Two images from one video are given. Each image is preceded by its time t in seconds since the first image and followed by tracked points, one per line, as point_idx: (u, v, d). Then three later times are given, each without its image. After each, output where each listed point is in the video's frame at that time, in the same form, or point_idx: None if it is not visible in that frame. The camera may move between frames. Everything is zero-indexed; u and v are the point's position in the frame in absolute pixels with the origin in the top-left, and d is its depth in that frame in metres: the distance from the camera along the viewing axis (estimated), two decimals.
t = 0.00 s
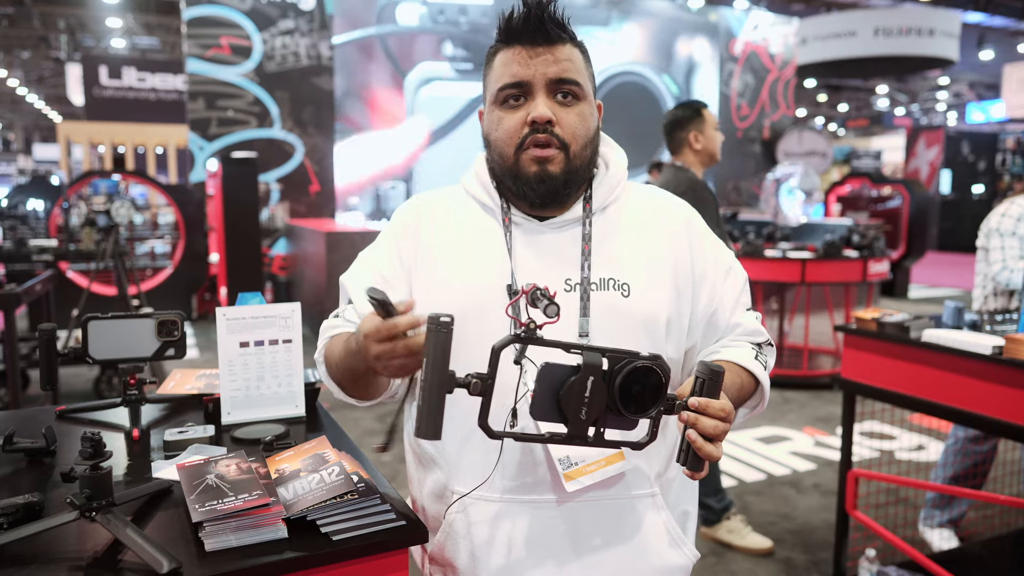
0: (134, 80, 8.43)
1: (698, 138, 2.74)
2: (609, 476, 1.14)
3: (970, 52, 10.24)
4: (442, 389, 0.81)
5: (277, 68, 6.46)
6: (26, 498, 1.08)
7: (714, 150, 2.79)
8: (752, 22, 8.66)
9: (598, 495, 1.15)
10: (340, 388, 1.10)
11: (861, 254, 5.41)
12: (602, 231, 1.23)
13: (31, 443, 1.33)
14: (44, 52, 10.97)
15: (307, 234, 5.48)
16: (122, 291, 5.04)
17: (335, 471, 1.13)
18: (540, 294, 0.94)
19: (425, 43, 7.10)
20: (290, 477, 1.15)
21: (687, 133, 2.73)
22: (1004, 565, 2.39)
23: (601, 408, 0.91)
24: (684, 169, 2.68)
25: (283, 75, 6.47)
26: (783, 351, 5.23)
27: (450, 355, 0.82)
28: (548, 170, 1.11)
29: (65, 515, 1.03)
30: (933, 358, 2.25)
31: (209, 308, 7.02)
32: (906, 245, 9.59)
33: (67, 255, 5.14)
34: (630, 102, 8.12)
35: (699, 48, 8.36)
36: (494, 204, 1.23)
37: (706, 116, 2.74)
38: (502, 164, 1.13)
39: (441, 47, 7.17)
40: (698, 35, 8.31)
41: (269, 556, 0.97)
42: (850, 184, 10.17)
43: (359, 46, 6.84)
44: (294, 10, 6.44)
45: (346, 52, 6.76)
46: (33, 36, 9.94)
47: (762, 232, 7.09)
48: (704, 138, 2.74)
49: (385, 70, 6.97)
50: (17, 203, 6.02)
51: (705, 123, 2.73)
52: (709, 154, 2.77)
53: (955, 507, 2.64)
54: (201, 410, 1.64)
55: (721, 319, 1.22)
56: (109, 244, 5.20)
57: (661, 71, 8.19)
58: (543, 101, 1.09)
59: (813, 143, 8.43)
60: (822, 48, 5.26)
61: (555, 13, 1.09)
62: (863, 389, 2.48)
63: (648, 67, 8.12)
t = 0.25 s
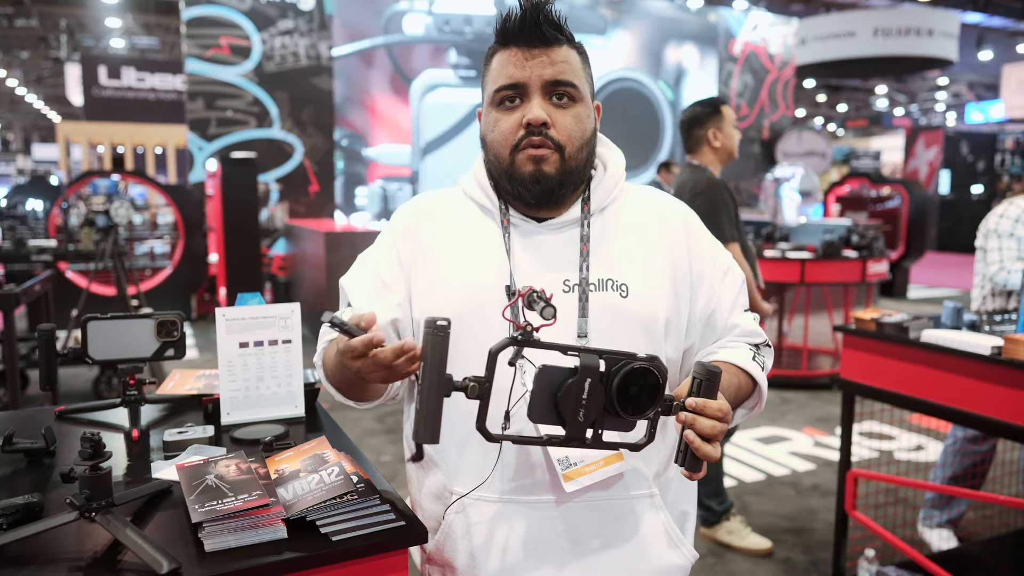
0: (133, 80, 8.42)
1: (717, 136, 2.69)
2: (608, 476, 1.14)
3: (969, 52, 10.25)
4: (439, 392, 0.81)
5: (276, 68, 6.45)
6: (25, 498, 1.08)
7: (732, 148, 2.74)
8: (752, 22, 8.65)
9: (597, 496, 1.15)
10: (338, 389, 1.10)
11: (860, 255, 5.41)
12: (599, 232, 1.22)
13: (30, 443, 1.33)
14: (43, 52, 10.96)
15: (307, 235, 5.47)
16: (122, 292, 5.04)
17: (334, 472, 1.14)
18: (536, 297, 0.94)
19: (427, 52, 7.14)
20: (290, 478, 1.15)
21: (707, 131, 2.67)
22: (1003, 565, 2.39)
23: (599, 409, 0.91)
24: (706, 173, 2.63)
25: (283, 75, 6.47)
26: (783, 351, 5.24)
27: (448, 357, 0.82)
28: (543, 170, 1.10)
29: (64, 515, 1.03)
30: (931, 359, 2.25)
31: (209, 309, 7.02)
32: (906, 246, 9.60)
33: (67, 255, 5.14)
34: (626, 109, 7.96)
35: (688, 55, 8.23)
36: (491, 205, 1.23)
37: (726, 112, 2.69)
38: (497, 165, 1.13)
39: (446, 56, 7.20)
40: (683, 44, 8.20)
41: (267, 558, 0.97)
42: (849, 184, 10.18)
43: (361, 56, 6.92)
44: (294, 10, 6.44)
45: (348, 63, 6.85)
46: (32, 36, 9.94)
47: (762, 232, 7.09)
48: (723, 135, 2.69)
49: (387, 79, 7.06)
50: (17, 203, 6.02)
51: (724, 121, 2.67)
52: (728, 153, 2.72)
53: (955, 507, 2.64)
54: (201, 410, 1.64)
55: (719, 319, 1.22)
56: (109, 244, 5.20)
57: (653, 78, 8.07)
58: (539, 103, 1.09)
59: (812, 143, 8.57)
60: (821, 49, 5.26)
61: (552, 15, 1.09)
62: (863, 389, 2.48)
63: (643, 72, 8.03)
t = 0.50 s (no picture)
0: (134, 80, 8.42)
1: (732, 138, 2.68)
2: (607, 477, 1.14)
3: (969, 53, 10.26)
4: (440, 391, 0.81)
5: (276, 68, 6.45)
6: (28, 498, 1.08)
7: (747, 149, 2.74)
8: (752, 22, 8.63)
9: (596, 496, 1.15)
10: (339, 391, 1.10)
11: (861, 255, 5.41)
12: (599, 234, 1.23)
13: (32, 443, 1.33)
14: (43, 52, 10.97)
15: (307, 235, 5.47)
16: (122, 292, 5.04)
17: (335, 472, 1.14)
18: (539, 297, 0.94)
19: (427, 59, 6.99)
20: (291, 477, 1.15)
21: (720, 132, 2.67)
22: (1003, 565, 2.39)
23: (599, 410, 0.91)
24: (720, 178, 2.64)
25: (283, 75, 6.47)
26: (783, 352, 5.24)
27: (449, 358, 0.82)
28: (542, 187, 1.12)
29: (67, 515, 1.03)
30: (931, 359, 2.25)
31: (209, 309, 7.02)
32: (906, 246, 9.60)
33: (67, 256, 5.14)
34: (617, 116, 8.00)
35: (676, 62, 8.22)
36: (490, 206, 1.23)
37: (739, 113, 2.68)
38: (498, 177, 1.14)
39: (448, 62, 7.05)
40: (673, 50, 8.19)
41: (268, 557, 0.97)
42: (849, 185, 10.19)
43: (361, 65, 6.80)
44: (294, 11, 6.44)
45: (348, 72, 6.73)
46: (32, 36, 9.93)
47: (762, 232, 7.09)
48: (737, 137, 2.68)
49: (387, 84, 6.91)
50: (17, 203, 6.02)
51: (739, 122, 2.66)
52: (741, 153, 2.72)
53: (954, 507, 2.64)
54: (202, 411, 1.64)
55: (718, 320, 1.22)
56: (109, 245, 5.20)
57: (643, 82, 8.08)
58: (543, 119, 1.08)
59: (812, 144, 8.46)
60: (821, 49, 5.26)
61: (562, 28, 1.07)
62: (862, 389, 2.49)
63: (635, 75, 8.05)
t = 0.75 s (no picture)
0: (133, 80, 8.42)
1: (737, 135, 2.69)
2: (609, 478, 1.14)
3: (968, 52, 10.27)
4: (442, 391, 0.81)
5: (276, 68, 6.45)
6: (28, 498, 1.08)
7: (753, 146, 2.75)
8: (752, 22, 8.59)
9: (597, 498, 1.15)
10: (343, 389, 1.10)
11: (860, 255, 5.41)
12: (600, 235, 1.23)
13: (32, 443, 1.33)
14: (43, 52, 10.96)
15: (307, 235, 5.47)
16: (122, 292, 5.03)
17: (336, 471, 1.14)
18: (542, 295, 0.94)
19: (426, 66, 7.13)
20: (292, 477, 1.15)
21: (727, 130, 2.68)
22: (1003, 565, 2.39)
23: (601, 409, 0.91)
24: (721, 175, 2.65)
25: (282, 75, 6.46)
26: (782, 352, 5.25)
27: (451, 357, 0.82)
28: (544, 188, 1.12)
29: (68, 514, 1.03)
30: (931, 359, 2.25)
31: (209, 309, 7.02)
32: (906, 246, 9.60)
33: (67, 255, 5.14)
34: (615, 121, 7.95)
35: (665, 68, 8.24)
36: (491, 206, 1.23)
37: (744, 111, 2.70)
38: (499, 178, 1.15)
39: (447, 69, 7.19)
40: (662, 56, 8.21)
41: (269, 557, 0.97)
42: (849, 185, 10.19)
43: (362, 73, 6.90)
44: (294, 10, 6.44)
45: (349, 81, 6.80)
46: (31, 36, 9.93)
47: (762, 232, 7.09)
48: (743, 134, 2.69)
49: (386, 90, 7.01)
50: (17, 203, 6.02)
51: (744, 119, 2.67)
52: (748, 151, 2.73)
53: (954, 507, 2.65)
54: (202, 410, 1.64)
55: (720, 321, 1.22)
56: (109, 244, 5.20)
57: (635, 87, 8.09)
58: (545, 121, 1.09)
59: (812, 144, 8.67)
60: (821, 49, 5.26)
61: (563, 29, 1.07)
62: (863, 388, 2.49)
63: (627, 81, 8.06)
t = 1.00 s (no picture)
0: (132, 80, 8.41)
1: (744, 134, 2.72)
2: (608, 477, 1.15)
3: (967, 52, 10.28)
4: (440, 394, 0.81)
5: (274, 68, 6.44)
6: (25, 497, 1.07)
7: (760, 144, 2.76)
8: (751, 22, 8.51)
9: (596, 497, 1.15)
10: (344, 386, 1.10)
11: (859, 254, 5.42)
12: (600, 234, 1.23)
13: (30, 443, 1.33)
14: (41, 52, 10.95)
15: (306, 234, 5.47)
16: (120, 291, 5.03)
17: (334, 471, 1.14)
18: (539, 297, 0.94)
19: (421, 75, 7.34)
20: (290, 477, 1.15)
21: (736, 128, 2.71)
22: (1001, 564, 2.40)
23: (600, 410, 0.91)
24: (724, 172, 2.68)
25: (281, 75, 6.46)
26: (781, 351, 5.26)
27: (449, 360, 0.82)
28: (547, 181, 1.12)
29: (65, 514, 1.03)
30: (929, 358, 2.25)
31: (208, 308, 7.02)
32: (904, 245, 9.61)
33: (65, 255, 5.13)
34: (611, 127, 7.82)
35: (654, 73, 8.35)
36: (492, 205, 1.23)
37: (751, 110, 2.72)
38: (501, 170, 1.14)
39: (441, 78, 7.38)
40: (650, 62, 8.32)
41: (266, 557, 0.97)
42: (847, 184, 10.20)
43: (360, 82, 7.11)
44: (292, 10, 6.43)
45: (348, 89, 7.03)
46: (30, 36, 9.92)
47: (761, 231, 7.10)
48: (751, 133, 2.71)
49: (383, 97, 7.22)
50: (15, 203, 6.02)
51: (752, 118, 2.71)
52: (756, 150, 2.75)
53: (953, 507, 2.65)
54: (200, 410, 1.64)
55: (718, 322, 1.23)
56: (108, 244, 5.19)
57: (622, 93, 8.19)
58: (551, 113, 1.09)
59: (810, 144, 8.64)
60: (820, 49, 5.27)
61: (574, 25, 1.08)
62: (861, 388, 2.49)
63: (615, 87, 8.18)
